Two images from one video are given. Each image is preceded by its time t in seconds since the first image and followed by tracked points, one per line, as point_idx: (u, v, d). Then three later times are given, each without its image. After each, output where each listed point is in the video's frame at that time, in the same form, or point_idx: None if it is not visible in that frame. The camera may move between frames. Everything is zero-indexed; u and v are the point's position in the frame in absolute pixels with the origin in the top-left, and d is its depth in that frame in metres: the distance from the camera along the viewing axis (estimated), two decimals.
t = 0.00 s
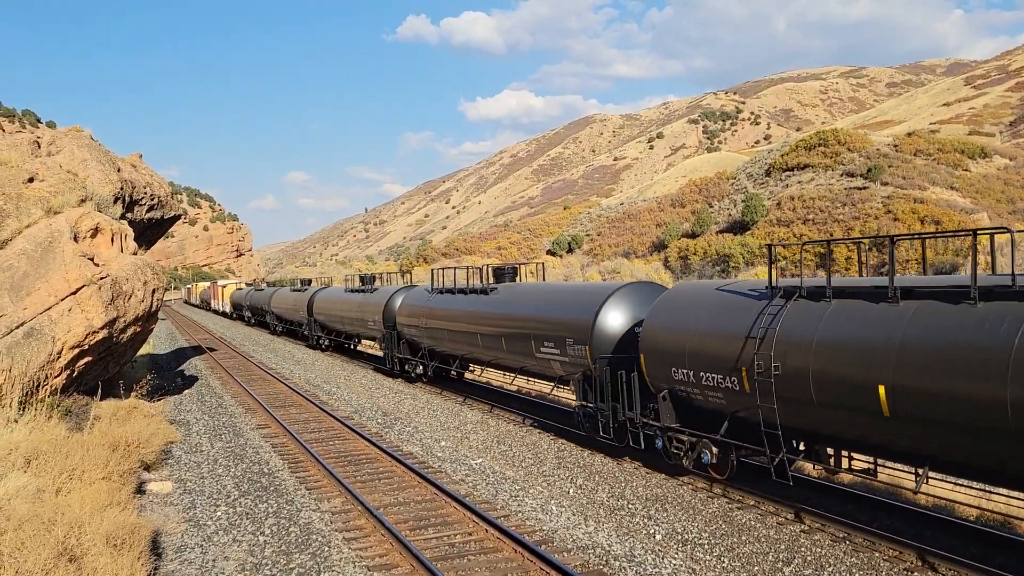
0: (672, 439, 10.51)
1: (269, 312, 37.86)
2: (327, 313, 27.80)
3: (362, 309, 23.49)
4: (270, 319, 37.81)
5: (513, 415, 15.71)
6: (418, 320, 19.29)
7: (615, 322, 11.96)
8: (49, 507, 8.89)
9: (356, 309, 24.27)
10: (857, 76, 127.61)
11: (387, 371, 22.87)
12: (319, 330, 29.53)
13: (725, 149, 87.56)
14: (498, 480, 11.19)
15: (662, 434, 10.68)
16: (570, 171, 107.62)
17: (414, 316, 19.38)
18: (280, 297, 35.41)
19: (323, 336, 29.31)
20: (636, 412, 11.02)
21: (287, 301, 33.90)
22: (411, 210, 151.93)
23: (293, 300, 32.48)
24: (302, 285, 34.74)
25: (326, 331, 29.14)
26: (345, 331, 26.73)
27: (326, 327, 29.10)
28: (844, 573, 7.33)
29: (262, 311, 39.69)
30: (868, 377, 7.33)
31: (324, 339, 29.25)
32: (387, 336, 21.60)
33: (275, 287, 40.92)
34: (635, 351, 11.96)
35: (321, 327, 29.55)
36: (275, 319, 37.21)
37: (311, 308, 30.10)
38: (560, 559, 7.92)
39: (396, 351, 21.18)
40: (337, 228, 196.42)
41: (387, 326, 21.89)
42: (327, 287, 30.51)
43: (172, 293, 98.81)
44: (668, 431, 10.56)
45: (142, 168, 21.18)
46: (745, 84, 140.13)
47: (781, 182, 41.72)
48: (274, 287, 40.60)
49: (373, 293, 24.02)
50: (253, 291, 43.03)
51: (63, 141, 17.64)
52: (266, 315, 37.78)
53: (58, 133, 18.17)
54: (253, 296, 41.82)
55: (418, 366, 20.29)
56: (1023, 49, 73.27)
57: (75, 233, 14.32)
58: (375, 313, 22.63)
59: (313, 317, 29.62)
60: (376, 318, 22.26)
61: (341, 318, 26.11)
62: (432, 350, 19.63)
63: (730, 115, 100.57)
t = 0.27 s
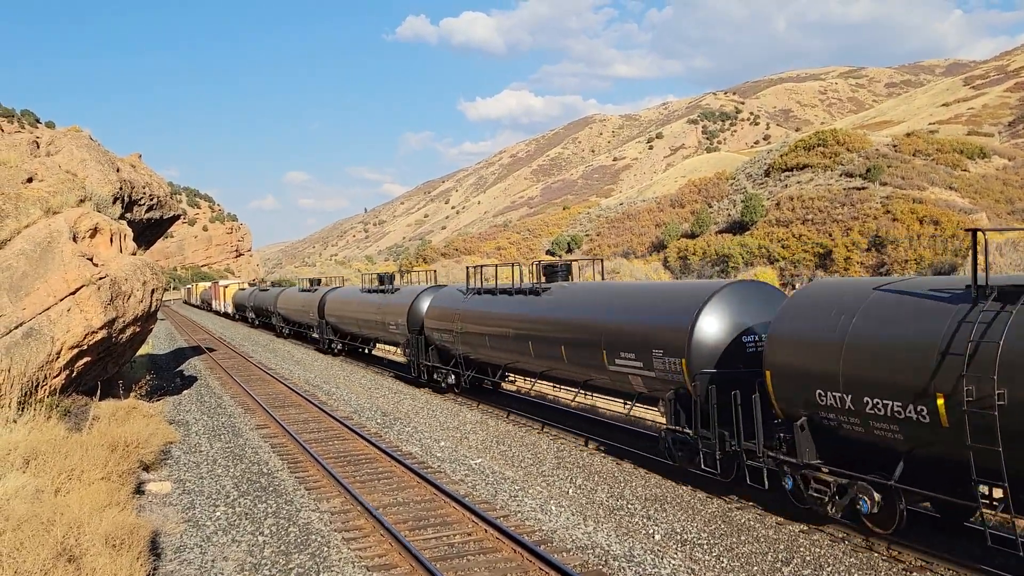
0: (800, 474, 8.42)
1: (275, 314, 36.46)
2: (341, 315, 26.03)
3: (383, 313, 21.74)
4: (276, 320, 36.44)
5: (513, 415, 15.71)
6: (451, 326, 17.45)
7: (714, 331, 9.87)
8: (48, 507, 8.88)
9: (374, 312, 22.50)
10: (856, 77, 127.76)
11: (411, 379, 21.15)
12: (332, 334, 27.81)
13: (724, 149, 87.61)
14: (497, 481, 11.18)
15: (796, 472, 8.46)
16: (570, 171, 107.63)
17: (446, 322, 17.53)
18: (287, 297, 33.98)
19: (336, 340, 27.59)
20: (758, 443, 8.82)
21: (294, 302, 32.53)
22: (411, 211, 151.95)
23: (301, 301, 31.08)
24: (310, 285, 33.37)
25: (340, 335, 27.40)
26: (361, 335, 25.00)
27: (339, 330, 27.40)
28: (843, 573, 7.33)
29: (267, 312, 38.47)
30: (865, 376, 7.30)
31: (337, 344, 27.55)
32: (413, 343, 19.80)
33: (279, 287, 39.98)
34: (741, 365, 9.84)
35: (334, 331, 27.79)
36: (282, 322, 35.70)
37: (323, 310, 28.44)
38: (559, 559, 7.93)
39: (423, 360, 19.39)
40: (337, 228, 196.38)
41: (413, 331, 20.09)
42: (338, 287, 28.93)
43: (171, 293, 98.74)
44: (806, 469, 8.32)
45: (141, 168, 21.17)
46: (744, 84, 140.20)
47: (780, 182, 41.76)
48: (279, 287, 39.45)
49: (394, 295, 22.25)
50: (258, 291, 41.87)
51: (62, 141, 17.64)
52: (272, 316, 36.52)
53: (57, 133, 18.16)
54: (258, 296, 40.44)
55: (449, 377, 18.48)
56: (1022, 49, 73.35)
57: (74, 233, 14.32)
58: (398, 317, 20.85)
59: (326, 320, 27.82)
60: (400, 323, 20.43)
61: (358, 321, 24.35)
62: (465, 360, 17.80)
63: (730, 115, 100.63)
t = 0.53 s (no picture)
0: (987, 518, 6.16)
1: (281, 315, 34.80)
2: (357, 318, 24.03)
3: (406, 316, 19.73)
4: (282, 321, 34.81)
5: (512, 415, 15.68)
6: (493, 331, 15.20)
7: (864, 339, 7.57)
8: (47, 507, 8.87)
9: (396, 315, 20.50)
10: (855, 77, 127.82)
11: (439, 389, 19.19)
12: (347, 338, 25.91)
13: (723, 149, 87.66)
14: (496, 480, 11.18)
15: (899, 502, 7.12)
16: (569, 171, 107.65)
17: (487, 326, 15.26)
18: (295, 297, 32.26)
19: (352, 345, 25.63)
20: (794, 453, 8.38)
21: (303, 303, 30.89)
22: (410, 211, 151.90)
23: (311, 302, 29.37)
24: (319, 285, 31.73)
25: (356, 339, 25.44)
26: (379, 338, 23.02)
27: (354, 333, 25.47)
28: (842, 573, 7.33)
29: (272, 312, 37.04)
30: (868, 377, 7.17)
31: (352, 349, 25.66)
32: (444, 349, 17.75)
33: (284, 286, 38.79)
34: (913, 389, 7.60)
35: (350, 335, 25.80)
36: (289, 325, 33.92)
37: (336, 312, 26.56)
38: (558, 558, 7.94)
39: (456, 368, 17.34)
40: (336, 228, 196.40)
41: (444, 336, 18.03)
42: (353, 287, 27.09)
43: (171, 293, 98.71)
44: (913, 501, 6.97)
45: (140, 168, 21.14)
46: (743, 83, 140.29)
47: (779, 182, 41.79)
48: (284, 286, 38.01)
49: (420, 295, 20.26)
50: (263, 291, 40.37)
51: (61, 141, 17.61)
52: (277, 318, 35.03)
53: (55, 132, 18.13)
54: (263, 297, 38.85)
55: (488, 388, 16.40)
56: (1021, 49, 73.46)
57: (73, 233, 14.30)
58: (425, 321, 18.84)
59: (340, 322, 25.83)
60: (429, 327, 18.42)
61: (376, 324, 22.37)
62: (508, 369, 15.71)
63: (729, 115, 100.68)
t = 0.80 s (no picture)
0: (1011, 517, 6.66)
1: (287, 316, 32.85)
2: (374, 320, 21.92)
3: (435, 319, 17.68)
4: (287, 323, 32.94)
5: (509, 414, 15.65)
6: (546, 338, 13.13)
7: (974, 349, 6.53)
8: (43, 507, 8.85)
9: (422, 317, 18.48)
10: (852, 77, 127.98)
11: (472, 402, 17.28)
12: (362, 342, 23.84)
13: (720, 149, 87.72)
14: (493, 480, 11.18)
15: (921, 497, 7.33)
16: (566, 170, 107.66)
17: (542, 332, 13.08)
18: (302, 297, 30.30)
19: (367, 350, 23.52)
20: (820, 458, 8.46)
21: (312, 304, 28.95)
22: (407, 210, 151.75)
23: (319, 303, 27.39)
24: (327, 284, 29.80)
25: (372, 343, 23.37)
26: (400, 343, 20.95)
27: (371, 337, 23.38)
28: (839, 572, 7.34)
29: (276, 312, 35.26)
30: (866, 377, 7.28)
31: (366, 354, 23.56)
32: (483, 357, 15.68)
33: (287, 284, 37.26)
34: None
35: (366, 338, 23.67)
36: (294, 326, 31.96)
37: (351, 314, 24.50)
38: (555, 558, 7.95)
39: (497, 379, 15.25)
40: (333, 227, 196.11)
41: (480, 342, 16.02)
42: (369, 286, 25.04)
43: (167, 292, 98.53)
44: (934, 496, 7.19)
45: (137, 167, 21.09)
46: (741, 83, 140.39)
47: (776, 181, 41.83)
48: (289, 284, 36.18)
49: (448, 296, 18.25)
50: (266, 290, 38.60)
51: (57, 139, 17.57)
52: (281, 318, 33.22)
53: (51, 131, 18.05)
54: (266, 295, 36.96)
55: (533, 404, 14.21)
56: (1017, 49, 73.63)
57: (69, 232, 14.26)
58: (458, 325, 16.81)
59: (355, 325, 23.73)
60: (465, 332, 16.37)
61: (397, 328, 20.29)
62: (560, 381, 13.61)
63: (726, 115, 100.75)
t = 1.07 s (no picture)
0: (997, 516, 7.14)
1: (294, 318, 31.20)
2: (395, 324, 20.17)
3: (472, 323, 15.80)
4: (294, 324, 31.22)
5: (507, 413, 15.65)
6: (621, 349, 11.10)
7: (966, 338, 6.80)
8: (39, 507, 8.84)
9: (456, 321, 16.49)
10: (849, 76, 128.09)
11: (516, 416, 15.46)
12: (381, 346, 22.10)
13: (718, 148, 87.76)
14: (490, 479, 11.19)
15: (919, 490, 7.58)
16: (563, 169, 107.64)
17: (617, 342, 11.11)
18: (312, 298, 28.50)
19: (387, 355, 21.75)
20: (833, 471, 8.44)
21: (322, 305, 27.17)
22: (404, 209, 151.61)
23: (331, 304, 25.70)
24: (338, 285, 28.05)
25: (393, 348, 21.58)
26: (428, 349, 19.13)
27: (389, 340, 21.57)
28: (835, 570, 7.38)
29: (283, 312, 33.48)
30: (866, 378, 7.31)
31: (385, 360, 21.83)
32: (533, 367, 13.66)
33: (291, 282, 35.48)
34: None
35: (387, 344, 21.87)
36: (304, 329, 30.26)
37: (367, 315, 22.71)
38: (552, 557, 7.97)
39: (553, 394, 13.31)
40: (330, 226, 195.82)
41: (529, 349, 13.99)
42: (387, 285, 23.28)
43: (164, 292, 98.33)
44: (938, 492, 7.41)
45: (133, 166, 21.05)
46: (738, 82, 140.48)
47: (773, 180, 41.88)
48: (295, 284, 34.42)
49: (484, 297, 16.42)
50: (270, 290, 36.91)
51: (53, 139, 17.53)
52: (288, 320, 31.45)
53: (47, 130, 18.00)
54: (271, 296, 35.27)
55: (597, 426, 12.33)
56: (1014, 48, 73.80)
57: (65, 231, 14.23)
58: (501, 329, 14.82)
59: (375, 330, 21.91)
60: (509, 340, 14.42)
61: (425, 333, 18.46)
62: (636, 401, 11.69)
63: (723, 114, 100.81)
